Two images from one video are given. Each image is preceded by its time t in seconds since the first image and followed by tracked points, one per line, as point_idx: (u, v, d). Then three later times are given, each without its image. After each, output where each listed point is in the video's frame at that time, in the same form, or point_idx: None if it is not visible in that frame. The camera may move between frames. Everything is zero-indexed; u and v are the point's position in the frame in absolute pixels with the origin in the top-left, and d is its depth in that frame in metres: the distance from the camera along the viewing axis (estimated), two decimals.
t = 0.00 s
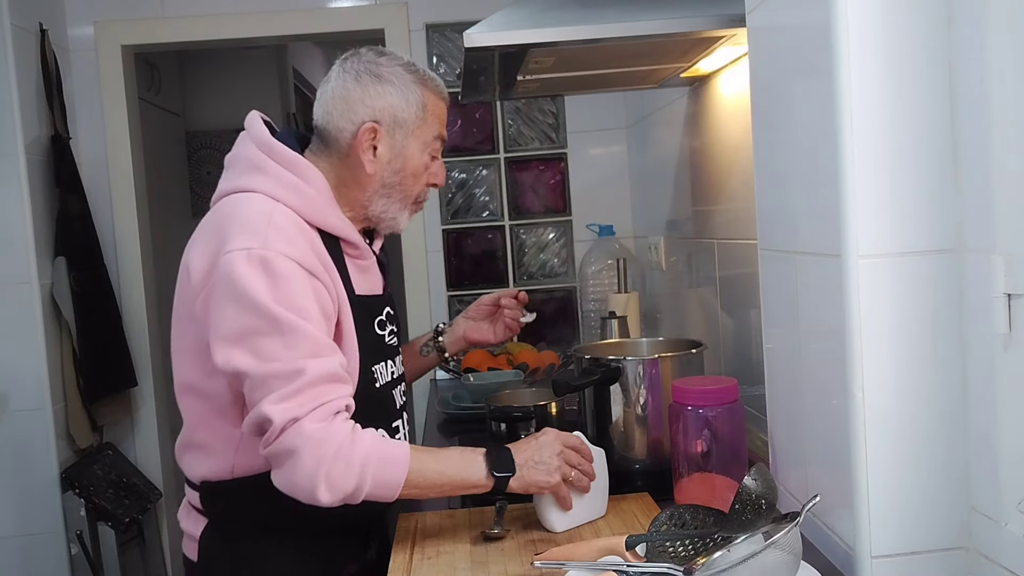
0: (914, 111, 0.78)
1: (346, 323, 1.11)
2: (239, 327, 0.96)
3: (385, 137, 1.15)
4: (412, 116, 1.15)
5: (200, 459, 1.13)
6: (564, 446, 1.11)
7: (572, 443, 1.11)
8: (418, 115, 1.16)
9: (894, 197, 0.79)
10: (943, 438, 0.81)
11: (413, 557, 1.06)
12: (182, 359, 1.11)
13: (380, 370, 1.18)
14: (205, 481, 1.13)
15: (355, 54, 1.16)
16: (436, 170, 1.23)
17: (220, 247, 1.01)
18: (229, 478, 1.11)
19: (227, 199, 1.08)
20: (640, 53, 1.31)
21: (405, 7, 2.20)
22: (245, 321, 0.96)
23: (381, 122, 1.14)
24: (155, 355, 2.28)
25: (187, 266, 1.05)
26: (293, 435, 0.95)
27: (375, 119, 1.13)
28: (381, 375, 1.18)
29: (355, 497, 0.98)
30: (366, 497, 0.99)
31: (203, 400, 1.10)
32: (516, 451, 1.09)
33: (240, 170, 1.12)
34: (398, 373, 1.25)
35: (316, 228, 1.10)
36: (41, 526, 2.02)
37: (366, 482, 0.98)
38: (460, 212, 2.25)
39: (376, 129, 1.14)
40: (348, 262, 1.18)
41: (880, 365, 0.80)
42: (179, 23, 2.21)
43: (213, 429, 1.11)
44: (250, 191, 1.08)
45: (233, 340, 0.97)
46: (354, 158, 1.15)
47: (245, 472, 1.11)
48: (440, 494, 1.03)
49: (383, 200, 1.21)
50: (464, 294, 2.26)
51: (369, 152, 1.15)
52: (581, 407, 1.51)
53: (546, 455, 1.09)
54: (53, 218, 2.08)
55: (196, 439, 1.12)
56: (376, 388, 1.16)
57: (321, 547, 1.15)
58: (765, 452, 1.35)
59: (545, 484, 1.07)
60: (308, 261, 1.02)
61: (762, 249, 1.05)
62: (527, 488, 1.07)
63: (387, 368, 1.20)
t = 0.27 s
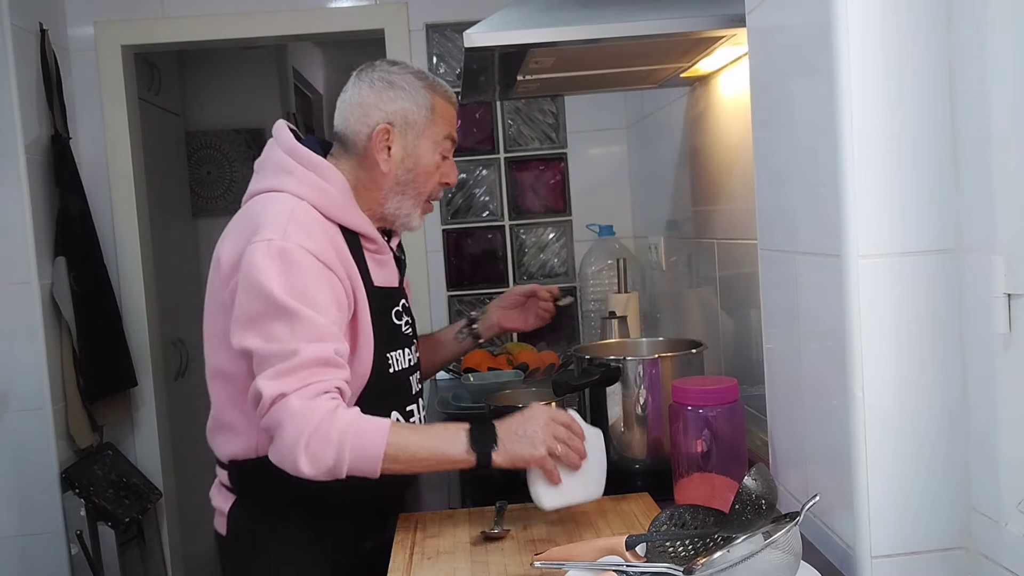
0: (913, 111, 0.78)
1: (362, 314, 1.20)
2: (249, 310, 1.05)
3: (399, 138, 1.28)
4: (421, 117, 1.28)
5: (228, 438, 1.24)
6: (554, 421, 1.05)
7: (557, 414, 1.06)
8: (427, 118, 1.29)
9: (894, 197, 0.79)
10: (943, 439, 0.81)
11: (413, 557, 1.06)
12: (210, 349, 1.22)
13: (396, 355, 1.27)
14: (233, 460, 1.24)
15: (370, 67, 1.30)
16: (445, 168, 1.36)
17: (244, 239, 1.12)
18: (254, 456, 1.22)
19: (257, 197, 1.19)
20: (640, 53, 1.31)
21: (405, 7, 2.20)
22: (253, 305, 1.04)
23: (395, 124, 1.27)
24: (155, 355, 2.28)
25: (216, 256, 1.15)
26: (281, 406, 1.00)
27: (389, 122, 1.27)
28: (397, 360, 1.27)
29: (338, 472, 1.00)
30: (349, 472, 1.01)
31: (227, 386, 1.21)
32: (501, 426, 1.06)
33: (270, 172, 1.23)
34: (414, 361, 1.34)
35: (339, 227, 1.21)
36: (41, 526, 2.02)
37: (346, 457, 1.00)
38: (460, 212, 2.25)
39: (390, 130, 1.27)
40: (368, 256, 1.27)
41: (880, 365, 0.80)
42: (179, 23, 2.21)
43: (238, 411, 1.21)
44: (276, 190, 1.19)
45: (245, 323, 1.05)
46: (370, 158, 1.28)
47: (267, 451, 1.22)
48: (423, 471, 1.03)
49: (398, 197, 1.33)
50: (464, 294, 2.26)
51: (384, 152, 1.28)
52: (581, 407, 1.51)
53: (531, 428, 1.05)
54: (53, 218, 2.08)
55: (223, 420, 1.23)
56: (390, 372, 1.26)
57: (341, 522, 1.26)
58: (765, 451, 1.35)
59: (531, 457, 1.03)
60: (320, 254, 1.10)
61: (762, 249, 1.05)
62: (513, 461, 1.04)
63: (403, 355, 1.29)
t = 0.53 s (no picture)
0: (913, 111, 0.78)
1: (359, 301, 1.26)
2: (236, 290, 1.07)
3: (399, 136, 1.31)
4: (421, 116, 1.30)
5: (242, 421, 1.30)
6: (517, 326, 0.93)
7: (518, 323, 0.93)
8: (428, 116, 1.31)
9: (894, 197, 0.79)
10: (944, 439, 0.81)
11: (413, 557, 1.06)
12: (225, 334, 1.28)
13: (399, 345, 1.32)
14: (246, 442, 1.30)
15: (375, 73, 1.34)
16: (449, 165, 1.37)
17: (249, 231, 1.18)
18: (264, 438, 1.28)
19: (266, 194, 1.26)
20: (640, 53, 1.31)
21: (406, 7, 2.20)
22: (238, 284, 1.07)
23: (395, 124, 1.30)
24: (155, 355, 2.28)
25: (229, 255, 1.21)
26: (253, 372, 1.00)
27: (389, 121, 1.30)
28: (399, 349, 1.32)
29: (313, 429, 0.97)
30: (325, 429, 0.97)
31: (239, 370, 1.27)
32: (457, 336, 0.98)
33: (281, 170, 1.30)
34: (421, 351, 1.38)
35: (342, 220, 1.27)
36: (41, 526, 2.02)
37: (317, 412, 0.96)
38: (460, 212, 2.25)
39: (391, 130, 1.30)
40: (372, 249, 1.33)
41: (881, 365, 0.80)
42: (179, 22, 2.21)
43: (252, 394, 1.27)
44: (282, 186, 1.26)
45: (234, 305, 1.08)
46: (374, 157, 1.32)
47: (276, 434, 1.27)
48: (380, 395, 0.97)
49: (401, 194, 1.35)
50: (464, 294, 2.26)
51: (387, 150, 1.31)
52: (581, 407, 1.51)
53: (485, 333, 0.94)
54: (53, 217, 2.08)
55: (238, 405, 1.29)
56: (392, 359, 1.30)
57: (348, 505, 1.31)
58: (765, 451, 1.35)
59: (484, 356, 0.91)
60: (315, 239, 1.15)
61: (762, 250, 1.05)
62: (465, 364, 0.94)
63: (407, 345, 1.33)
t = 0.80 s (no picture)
0: (913, 111, 0.78)
1: (352, 295, 1.27)
2: (237, 284, 1.14)
3: (390, 133, 1.31)
4: (411, 113, 1.31)
5: (243, 415, 1.30)
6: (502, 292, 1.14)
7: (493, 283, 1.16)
8: (418, 114, 1.31)
9: (894, 197, 0.79)
10: (944, 439, 0.81)
11: (413, 557, 1.06)
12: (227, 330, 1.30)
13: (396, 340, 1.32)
14: (248, 435, 1.32)
15: (371, 72, 1.35)
16: (443, 162, 1.36)
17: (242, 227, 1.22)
18: (265, 432, 1.29)
19: (261, 191, 1.28)
20: (641, 53, 1.31)
21: (405, 7, 2.20)
22: (239, 277, 1.13)
23: (385, 120, 1.31)
24: (155, 355, 2.28)
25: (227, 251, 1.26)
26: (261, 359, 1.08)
27: (380, 118, 1.31)
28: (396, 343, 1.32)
29: (325, 408, 1.08)
30: (334, 407, 1.08)
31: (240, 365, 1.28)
32: (449, 299, 1.15)
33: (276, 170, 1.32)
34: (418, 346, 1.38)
35: (335, 215, 1.28)
36: (41, 526, 2.02)
37: (330, 391, 1.07)
38: (460, 212, 2.25)
39: (381, 126, 1.31)
40: (367, 244, 1.34)
41: (881, 365, 0.80)
42: (179, 23, 2.21)
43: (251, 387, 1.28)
44: (276, 184, 1.28)
45: (237, 297, 1.15)
46: (365, 154, 1.33)
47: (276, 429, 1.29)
48: (391, 365, 1.11)
49: (394, 191, 1.34)
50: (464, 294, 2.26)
51: (377, 147, 1.31)
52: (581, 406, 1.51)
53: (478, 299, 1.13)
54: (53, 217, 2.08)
55: (239, 398, 1.30)
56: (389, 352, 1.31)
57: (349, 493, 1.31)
58: (765, 451, 1.35)
59: (478, 321, 1.11)
60: (307, 230, 1.19)
61: (762, 250, 1.05)
62: (460, 324, 1.12)
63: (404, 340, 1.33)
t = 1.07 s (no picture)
0: (913, 111, 0.78)
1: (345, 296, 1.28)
2: (244, 287, 1.13)
3: (368, 135, 1.31)
4: (389, 117, 1.29)
5: (237, 417, 1.31)
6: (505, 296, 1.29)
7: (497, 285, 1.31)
8: (396, 119, 1.29)
9: (894, 197, 0.78)
10: (944, 439, 0.80)
11: (413, 557, 1.06)
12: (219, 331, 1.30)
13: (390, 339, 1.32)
14: (242, 437, 1.32)
15: (371, 69, 1.34)
16: (422, 171, 1.34)
17: (236, 230, 1.21)
18: (258, 433, 1.30)
19: (251, 195, 1.27)
20: (640, 53, 1.31)
21: (405, 7, 2.20)
22: (247, 280, 1.13)
23: (365, 121, 1.30)
24: (156, 356, 2.28)
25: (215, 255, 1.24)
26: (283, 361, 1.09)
27: (361, 118, 1.30)
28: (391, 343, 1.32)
29: (350, 404, 1.11)
30: (358, 402, 1.12)
31: (233, 367, 1.28)
32: (460, 298, 1.26)
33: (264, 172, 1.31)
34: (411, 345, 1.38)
35: (325, 217, 1.27)
36: (41, 526, 2.01)
37: (355, 387, 1.11)
38: (460, 212, 2.25)
39: (360, 127, 1.31)
40: (357, 245, 1.33)
41: (881, 365, 0.80)
42: (179, 22, 2.21)
43: (245, 389, 1.28)
44: (266, 187, 1.27)
45: (244, 300, 1.14)
46: (346, 152, 1.34)
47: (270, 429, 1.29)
48: (410, 357, 1.18)
49: (368, 193, 1.35)
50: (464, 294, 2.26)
51: (355, 146, 1.32)
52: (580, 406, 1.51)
53: (489, 300, 1.26)
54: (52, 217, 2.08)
55: (233, 400, 1.30)
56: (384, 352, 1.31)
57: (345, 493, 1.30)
58: (765, 451, 1.35)
59: (489, 320, 1.25)
60: (306, 233, 1.19)
61: (762, 250, 1.05)
62: (474, 323, 1.24)
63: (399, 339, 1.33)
